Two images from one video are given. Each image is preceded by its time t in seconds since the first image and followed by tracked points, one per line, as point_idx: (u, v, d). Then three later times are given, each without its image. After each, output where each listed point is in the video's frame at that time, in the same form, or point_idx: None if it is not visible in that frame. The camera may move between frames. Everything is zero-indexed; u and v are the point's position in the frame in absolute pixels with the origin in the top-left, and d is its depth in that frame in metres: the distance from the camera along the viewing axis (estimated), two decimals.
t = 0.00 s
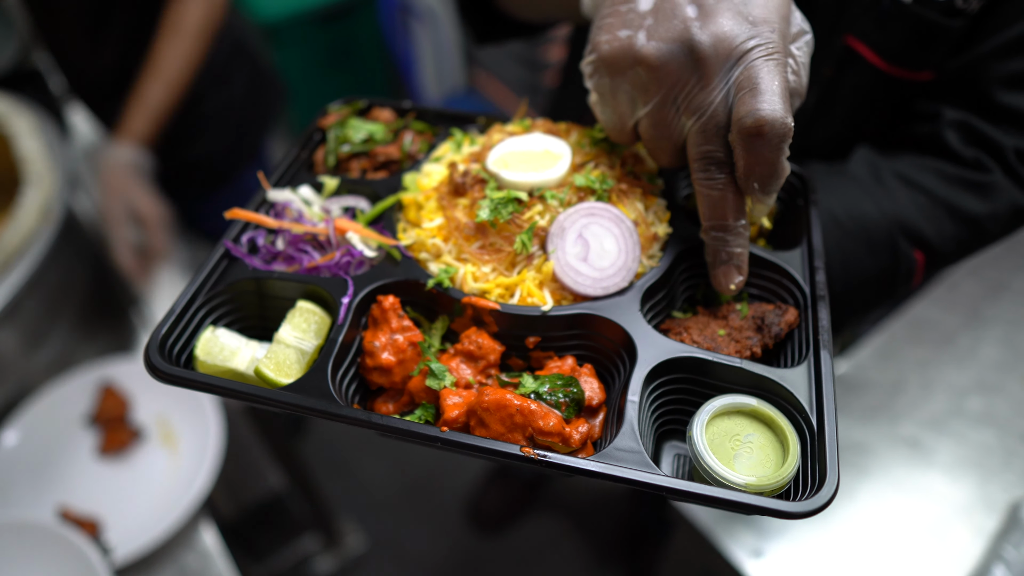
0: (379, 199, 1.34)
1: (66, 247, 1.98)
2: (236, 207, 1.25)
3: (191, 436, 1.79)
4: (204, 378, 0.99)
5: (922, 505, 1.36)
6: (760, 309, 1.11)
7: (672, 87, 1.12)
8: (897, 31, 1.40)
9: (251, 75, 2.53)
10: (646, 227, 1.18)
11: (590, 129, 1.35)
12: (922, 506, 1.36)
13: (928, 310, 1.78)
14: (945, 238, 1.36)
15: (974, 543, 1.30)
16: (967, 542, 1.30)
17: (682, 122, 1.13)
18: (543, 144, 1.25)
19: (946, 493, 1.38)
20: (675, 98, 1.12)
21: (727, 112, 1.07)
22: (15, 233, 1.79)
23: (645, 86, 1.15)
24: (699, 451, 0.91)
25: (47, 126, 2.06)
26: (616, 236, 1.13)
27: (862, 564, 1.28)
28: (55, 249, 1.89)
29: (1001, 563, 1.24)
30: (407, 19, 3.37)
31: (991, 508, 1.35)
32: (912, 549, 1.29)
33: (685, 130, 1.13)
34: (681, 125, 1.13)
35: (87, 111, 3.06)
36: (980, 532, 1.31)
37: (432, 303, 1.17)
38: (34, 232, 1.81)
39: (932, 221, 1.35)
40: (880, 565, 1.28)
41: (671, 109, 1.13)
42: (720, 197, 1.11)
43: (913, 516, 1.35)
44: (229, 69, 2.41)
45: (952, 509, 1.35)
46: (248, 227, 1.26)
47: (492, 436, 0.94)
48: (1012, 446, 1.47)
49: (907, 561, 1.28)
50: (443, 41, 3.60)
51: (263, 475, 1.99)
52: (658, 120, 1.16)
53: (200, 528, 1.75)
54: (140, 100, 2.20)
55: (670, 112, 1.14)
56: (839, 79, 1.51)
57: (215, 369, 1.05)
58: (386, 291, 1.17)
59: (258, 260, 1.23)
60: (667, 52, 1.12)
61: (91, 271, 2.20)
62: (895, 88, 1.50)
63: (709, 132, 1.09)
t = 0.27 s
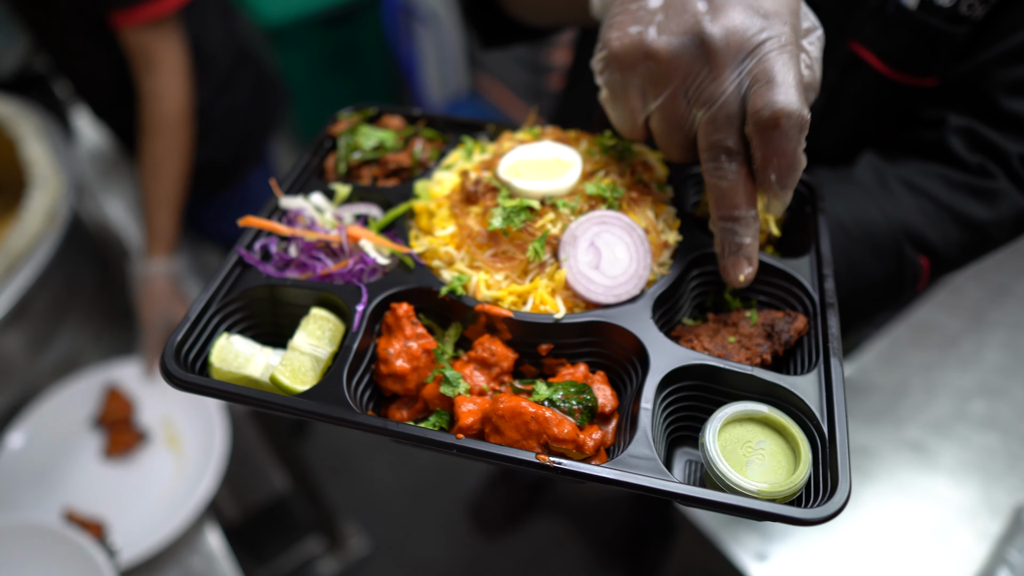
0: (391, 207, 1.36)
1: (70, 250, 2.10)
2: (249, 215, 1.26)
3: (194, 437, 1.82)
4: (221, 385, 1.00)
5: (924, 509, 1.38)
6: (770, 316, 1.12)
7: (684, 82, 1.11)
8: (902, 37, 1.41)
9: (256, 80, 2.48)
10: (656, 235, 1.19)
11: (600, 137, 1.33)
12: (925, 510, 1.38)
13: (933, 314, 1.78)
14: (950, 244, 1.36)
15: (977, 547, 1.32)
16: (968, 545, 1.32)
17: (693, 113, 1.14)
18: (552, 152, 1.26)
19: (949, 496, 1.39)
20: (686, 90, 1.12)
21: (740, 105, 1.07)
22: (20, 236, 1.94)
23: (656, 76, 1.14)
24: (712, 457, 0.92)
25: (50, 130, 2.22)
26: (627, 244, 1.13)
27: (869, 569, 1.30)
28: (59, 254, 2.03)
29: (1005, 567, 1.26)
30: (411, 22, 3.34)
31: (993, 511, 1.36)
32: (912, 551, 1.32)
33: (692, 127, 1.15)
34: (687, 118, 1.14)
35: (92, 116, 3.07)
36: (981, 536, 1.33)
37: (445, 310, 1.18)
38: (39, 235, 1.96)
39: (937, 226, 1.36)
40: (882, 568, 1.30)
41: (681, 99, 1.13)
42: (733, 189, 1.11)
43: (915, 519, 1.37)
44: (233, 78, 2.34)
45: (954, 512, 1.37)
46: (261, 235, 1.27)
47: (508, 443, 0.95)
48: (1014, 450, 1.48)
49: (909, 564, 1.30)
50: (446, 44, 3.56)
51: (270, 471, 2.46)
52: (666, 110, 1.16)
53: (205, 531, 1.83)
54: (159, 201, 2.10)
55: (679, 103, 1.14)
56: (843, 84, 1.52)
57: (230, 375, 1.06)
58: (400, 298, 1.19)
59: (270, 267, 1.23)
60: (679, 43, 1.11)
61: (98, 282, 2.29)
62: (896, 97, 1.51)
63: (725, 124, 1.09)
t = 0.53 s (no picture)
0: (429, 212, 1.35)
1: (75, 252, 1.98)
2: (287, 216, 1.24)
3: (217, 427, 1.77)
4: (266, 392, 0.99)
5: (929, 514, 1.47)
6: (811, 324, 1.12)
7: None
8: (923, 41, 1.41)
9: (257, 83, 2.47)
10: (697, 242, 1.19)
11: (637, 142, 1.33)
12: (929, 515, 1.47)
13: (938, 318, 1.86)
14: (976, 249, 1.36)
15: (983, 551, 1.40)
16: (974, 550, 1.41)
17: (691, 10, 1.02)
18: (591, 157, 1.25)
19: (954, 501, 1.49)
20: None
21: None
22: (22, 240, 1.78)
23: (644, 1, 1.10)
24: (762, 466, 0.91)
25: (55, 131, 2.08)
26: (670, 250, 1.13)
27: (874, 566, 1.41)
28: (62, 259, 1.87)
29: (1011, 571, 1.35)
30: (414, 24, 3.29)
31: (999, 516, 1.45)
32: (918, 554, 1.42)
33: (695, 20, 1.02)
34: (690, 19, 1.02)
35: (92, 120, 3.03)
36: (986, 541, 1.42)
37: (487, 316, 1.18)
38: (41, 239, 1.80)
39: (963, 231, 1.36)
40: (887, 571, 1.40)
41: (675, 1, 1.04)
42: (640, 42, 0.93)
43: (921, 525, 1.46)
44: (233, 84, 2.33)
45: (959, 517, 1.46)
46: (298, 236, 1.25)
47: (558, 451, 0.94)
48: (1019, 454, 1.56)
49: (912, 564, 1.41)
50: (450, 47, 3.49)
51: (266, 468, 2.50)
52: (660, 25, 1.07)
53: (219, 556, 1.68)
54: (185, 199, 2.07)
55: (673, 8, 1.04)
56: (862, 89, 1.53)
57: (271, 379, 1.05)
58: (443, 304, 1.19)
59: (309, 270, 1.22)
60: None
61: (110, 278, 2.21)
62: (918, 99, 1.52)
63: None
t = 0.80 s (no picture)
0: (443, 221, 1.34)
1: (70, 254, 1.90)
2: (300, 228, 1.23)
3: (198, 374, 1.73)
4: (279, 405, 0.97)
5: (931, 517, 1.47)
6: (827, 331, 1.11)
7: None
8: (929, 46, 1.41)
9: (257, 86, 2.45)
10: (715, 250, 1.18)
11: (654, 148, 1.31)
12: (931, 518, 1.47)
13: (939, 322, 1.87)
14: (986, 252, 1.36)
15: (980, 555, 1.40)
16: (973, 553, 1.41)
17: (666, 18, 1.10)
18: (607, 165, 1.23)
19: (955, 505, 1.49)
20: None
21: None
22: (22, 243, 1.77)
23: None
24: (780, 474, 0.90)
25: (57, 138, 2.05)
26: (689, 259, 1.12)
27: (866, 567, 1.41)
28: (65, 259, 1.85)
29: None
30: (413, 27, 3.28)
31: (997, 520, 1.45)
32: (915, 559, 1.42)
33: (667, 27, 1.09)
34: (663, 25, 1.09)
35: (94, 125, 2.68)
36: (985, 544, 1.42)
37: (502, 326, 1.17)
38: (41, 243, 1.78)
39: (973, 235, 1.35)
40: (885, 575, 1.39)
41: None
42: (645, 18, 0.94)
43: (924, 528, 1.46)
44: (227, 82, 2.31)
45: (961, 520, 1.46)
46: (310, 248, 1.24)
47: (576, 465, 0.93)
48: (1018, 457, 1.56)
49: (905, 564, 1.41)
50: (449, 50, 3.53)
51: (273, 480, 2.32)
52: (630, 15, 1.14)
53: None
54: (236, 105, 2.17)
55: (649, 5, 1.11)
56: (866, 94, 1.52)
57: (285, 394, 1.04)
58: (458, 315, 1.17)
59: (323, 283, 1.21)
60: None
61: (106, 276, 2.07)
62: (923, 103, 1.52)
63: None
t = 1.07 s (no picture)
0: (427, 206, 1.36)
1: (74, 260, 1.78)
2: (286, 211, 1.25)
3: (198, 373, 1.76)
4: (259, 376, 1.01)
5: (926, 515, 1.48)
6: (802, 314, 1.13)
7: (664, 84, 1.10)
8: (919, 45, 1.42)
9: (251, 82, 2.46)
10: (690, 233, 1.20)
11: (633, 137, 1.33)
12: (926, 516, 1.48)
13: (933, 320, 1.88)
14: (973, 246, 1.37)
15: (978, 552, 1.41)
16: (971, 551, 1.41)
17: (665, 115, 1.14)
18: (588, 151, 1.28)
19: (951, 503, 1.49)
20: (665, 91, 1.11)
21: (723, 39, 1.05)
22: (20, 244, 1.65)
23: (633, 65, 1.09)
24: (748, 449, 0.92)
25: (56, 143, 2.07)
26: (663, 240, 1.14)
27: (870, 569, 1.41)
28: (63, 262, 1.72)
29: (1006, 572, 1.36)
30: (411, 28, 3.36)
31: (995, 518, 1.45)
32: (912, 555, 1.42)
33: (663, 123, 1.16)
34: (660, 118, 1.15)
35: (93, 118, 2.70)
36: (984, 542, 1.42)
37: (481, 306, 1.19)
38: (37, 245, 1.66)
39: (960, 229, 1.36)
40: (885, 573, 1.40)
41: (658, 94, 1.11)
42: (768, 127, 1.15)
43: (918, 525, 1.46)
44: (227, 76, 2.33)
45: (956, 517, 1.46)
46: (296, 231, 1.28)
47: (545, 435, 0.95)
48: (1014, 454, 1.57)
49: (905, 565, 1.41)
50: (448, 51, 3.51)
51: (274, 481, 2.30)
52: (635, 97, 1.13)
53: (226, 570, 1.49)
54: (192, 23, 2.04)
55: (655, 101, 1.12)
56: (857, 94, 1.53)
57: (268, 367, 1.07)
58: (438, 294, 1.20)
59: (308, 264, 1.24)
60: (666, 42, 1.05)
61: None
62: (915, 102, 1.53)
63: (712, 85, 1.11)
